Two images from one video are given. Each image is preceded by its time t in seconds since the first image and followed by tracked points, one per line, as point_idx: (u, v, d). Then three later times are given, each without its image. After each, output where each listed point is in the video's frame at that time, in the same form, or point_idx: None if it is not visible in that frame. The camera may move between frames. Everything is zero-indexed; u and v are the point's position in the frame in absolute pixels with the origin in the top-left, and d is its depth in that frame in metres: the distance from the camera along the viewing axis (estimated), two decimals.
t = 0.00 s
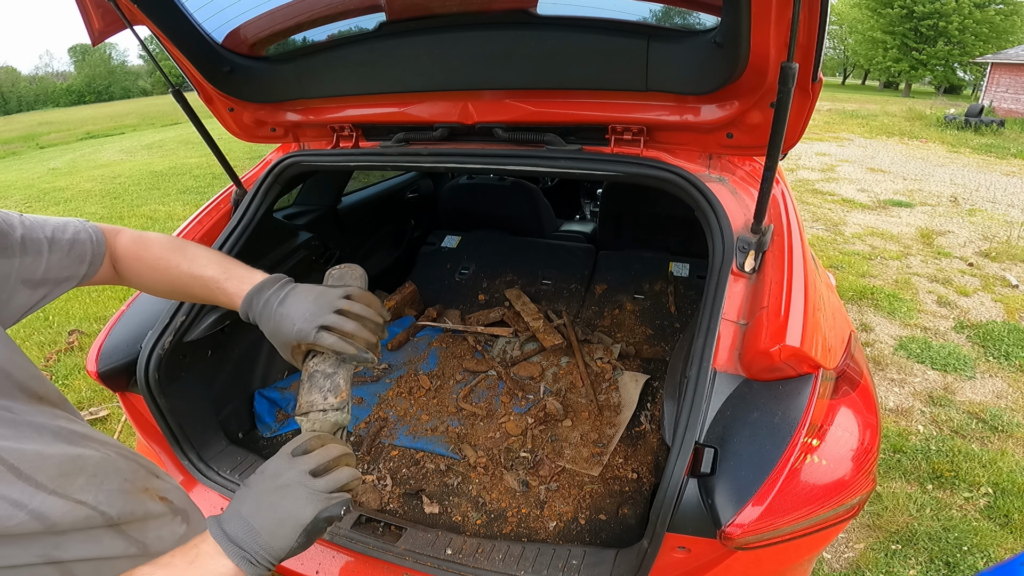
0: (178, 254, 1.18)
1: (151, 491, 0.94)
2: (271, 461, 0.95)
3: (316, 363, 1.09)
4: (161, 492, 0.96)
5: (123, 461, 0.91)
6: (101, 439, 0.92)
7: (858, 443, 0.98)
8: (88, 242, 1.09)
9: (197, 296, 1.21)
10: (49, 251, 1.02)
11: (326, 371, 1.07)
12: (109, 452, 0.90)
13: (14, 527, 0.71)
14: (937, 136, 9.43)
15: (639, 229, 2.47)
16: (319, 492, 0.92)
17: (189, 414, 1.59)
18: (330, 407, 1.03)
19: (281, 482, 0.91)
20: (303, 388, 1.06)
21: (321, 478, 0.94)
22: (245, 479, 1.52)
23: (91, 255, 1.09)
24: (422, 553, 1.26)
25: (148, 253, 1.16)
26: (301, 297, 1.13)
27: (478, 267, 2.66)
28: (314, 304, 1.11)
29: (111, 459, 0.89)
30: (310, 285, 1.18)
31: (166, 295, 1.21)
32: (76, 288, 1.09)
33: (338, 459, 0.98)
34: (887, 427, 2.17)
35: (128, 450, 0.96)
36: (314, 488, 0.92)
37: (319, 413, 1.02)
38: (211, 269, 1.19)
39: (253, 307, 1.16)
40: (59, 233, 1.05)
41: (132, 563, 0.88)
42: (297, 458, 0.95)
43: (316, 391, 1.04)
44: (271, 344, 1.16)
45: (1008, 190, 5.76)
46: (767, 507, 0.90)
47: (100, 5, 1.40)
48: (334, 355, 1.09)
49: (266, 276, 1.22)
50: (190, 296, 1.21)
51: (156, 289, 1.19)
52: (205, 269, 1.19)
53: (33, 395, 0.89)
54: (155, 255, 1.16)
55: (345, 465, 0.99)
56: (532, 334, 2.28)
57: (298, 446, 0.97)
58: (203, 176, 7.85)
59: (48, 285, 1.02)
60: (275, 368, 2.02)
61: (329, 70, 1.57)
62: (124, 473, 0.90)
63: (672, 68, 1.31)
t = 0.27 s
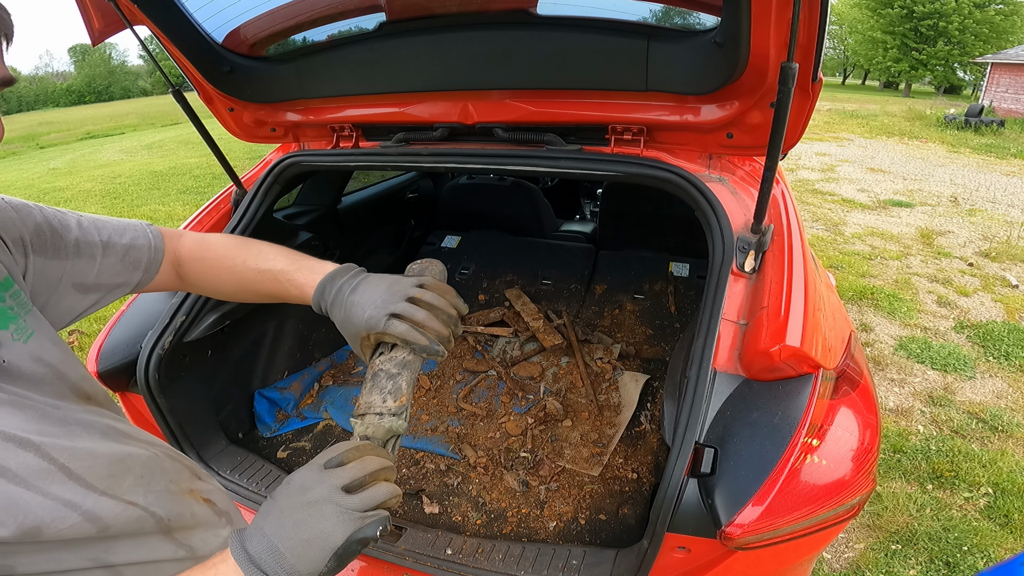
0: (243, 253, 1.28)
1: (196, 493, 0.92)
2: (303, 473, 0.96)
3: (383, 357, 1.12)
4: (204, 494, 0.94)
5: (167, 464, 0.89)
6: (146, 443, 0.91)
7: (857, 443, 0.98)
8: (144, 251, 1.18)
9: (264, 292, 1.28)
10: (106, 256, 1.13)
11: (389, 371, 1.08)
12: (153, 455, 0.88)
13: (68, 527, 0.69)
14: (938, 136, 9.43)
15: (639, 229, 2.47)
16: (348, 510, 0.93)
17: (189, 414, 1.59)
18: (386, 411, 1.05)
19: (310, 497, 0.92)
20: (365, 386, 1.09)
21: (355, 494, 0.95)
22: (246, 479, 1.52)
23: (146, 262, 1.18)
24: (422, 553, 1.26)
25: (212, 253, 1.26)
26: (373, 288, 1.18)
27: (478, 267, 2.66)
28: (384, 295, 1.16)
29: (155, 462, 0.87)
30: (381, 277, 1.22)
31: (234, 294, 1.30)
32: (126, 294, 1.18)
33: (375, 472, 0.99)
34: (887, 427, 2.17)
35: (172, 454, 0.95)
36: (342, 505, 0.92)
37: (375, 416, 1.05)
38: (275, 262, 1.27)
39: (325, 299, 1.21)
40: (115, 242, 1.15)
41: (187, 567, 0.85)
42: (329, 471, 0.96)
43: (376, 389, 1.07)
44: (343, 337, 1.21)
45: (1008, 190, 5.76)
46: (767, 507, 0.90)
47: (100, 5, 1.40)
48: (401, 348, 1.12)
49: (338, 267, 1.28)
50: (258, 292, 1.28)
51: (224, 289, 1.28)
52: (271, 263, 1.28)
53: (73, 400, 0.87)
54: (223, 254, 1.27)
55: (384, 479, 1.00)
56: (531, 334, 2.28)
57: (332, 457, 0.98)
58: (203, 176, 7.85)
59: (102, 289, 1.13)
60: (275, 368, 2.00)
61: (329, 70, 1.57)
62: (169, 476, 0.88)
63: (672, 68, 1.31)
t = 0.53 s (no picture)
0: (306, 245, 1.27)
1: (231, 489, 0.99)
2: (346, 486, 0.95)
3: (424, 367, 1.07)
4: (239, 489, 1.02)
5: (208, 462, 0.96)
6: (192, 439, 0.97)
7: (858, 443, 0.98)
8: (207, 245, 1.20)
9: (324, 286, 1.25)
10: (174, 250, 1.16)
11: (428, 387, 1.02)
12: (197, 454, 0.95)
13: (123, 539, 0.76)
14: (937, 136, 9.43)
15: (639, 229, 2.47)
16: (383, 538, 0.92)
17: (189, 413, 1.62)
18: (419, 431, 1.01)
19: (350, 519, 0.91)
20: (399, 393, 1.04)
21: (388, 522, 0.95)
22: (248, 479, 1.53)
23: (212, 258, 1.20)
24: (422, 553, 1.26)
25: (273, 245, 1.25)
26: (435, 295, 1.12)
27: (478, 266, 2.66)
28: (446, 305, 1.09)
29: (199, 463, 0.93)
30: (445, 280, 1.17)
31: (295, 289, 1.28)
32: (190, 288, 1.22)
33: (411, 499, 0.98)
34: (887, 427, 2.17)
35: (215, 448, 1.02)
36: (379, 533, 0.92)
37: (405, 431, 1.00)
38: (334, 255, 1.25)
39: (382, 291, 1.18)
40: (182, 236, 1.18)
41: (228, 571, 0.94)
42: (372, 493, 0.95)
43: (411, 401, 1.01)
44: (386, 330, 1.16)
45: (1008, 190, 5.76)
46: (767, 507, 0.90)
47: (100, 5, 1.40)
48: (446, 363, 1.06)
49: (401, 264, 1.22)
50: (319, 286, 1.26)
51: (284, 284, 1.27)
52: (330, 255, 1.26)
53: (131, 397, 0.92)
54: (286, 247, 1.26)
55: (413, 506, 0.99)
56: (531, 334, 2.28)
57: (376, 478, 0.97)
58: (204, 176, 7.86)
59: (169, 284, 1.16)
60: (275, 368, 2.00)
61: (329, 70, 1.57)
62: (211, 476, 0.95)
63: (672, 68, 1.31)
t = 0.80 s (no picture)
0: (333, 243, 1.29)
1: (281, 494, 0.99)
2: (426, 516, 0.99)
3: (450, 366, 1.06)
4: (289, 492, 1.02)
5: (259, 464, 0.97)
6: (245, 443, 0.97)
7: (858, 443, 0.98)
8: (250, 238, 1.24)
9: (342, 285, 1.27)
10: (220, 242, 1.20)
11: (458, 391, 1.02)
12: (250, 453, 0.96)
13: (171, 544, 0.77)
14: (937, 137, 9.43)
15: (639, 229, 2.47)
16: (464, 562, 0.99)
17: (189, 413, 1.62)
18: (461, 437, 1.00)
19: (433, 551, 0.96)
20: (425, 398, 1.02)
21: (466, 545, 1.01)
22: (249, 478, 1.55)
23: (253, 249, 1.24)
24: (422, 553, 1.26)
25: (300, 241, 1.28)
26: (452, 293, 1.14)
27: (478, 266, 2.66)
28: (467, 302, 1.12)
29: (249, 465, 0.94)
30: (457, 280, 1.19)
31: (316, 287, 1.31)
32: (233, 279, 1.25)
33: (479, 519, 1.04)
34: (887, 427, 2.17)
35: (264, 449, 1.02)
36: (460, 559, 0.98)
37: (445, 438, 0.99)
38: (351, 255, 1.27)
39: (397, 291, 1.20)
40: (229, 228, 1.21)
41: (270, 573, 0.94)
42: (449, 519, 1.00)
43: (445, 405, 1.00)
44: (403, 329, 1.16)
45: (1008, 190, 5.76)
46: (767, 507, 0.90)
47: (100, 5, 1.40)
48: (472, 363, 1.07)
49: (413, 266, 1.25)
50: (339, 284, 1.27)
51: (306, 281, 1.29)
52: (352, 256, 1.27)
53: (184, 392, 0.94)
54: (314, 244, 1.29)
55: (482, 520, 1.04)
56: (531, 335, 2.28)
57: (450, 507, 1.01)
58: (203, 176, 7.86)
59: (214, 275, 1.21)
60: (275, 368, 2.00)
61: (329, 70, 1.57)
62: (261, 479, 0.95)
63: (672, 68, 1.31)
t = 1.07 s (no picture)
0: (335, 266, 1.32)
1: (295, 484, 1.00)
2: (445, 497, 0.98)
3: (460, 377, 1.11)
4: (301, 482, 1.02)
5: (274, 453, 0.97)
6: (261, 432, 0.98)
7: (858, 443, 0.98)
8: (257, 255, 1.24)
9: (342, 305, 1.29)
10: (231, 255, 1.19)
11: (472, 399, 1.07)
12: (265, 442, 0.97)
13: (199, 531, 0.78)
14: (938, 137, 9.43)
15: (640, 230, 2.47)
16: (484, 549, 0.95)
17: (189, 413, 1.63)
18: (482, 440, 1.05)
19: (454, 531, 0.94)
20: (442, 408, 1.07)
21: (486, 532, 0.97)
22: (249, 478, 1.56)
23: (258, 267, 1.24)
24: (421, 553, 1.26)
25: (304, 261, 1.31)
26: (453, 309, 1.20)
27: (478, 267, 2.66)
28: (469, 316, 1.17)
29: (267, 454, 0.95)
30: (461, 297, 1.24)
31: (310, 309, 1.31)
32: (235, 296, 1.24)
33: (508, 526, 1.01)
34: (887, 427, 2.17)
35: (276, 438, 1.02)
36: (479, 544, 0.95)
37: (467, 443, 1.04)
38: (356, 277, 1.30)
39: (399, 313, 1.24)
40: (240, 243, 1.21)
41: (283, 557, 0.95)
42: (471, 505, 0.98)
43: (463, 414, 1.05)
44: (411, 346, 1.20)
45: (1008, 191, 5.76)
46: (767, 507, 0.90)
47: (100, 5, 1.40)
48: (481, 373, 1.11)
49: (411, 289, 1.29)
50: (337, 306, 1.29)
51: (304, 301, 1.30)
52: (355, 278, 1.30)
53: (201, 381, 0.95)
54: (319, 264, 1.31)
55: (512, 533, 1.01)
56: (531, 335, 2.28)
57: (469, 491, 1.00)
58: (204, 176, 7.86)
59: (220, 287, 1.19)
60: (275, 368, 2.00)
61: (329, 70, 1.57)
62: (277, 468, 0.96)
63: (672, 68, 1.31)
